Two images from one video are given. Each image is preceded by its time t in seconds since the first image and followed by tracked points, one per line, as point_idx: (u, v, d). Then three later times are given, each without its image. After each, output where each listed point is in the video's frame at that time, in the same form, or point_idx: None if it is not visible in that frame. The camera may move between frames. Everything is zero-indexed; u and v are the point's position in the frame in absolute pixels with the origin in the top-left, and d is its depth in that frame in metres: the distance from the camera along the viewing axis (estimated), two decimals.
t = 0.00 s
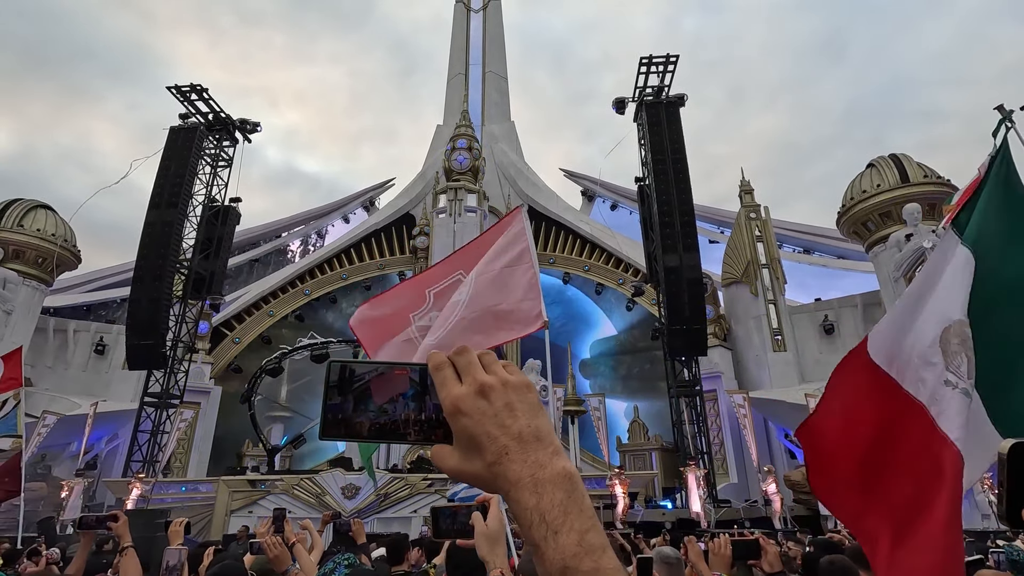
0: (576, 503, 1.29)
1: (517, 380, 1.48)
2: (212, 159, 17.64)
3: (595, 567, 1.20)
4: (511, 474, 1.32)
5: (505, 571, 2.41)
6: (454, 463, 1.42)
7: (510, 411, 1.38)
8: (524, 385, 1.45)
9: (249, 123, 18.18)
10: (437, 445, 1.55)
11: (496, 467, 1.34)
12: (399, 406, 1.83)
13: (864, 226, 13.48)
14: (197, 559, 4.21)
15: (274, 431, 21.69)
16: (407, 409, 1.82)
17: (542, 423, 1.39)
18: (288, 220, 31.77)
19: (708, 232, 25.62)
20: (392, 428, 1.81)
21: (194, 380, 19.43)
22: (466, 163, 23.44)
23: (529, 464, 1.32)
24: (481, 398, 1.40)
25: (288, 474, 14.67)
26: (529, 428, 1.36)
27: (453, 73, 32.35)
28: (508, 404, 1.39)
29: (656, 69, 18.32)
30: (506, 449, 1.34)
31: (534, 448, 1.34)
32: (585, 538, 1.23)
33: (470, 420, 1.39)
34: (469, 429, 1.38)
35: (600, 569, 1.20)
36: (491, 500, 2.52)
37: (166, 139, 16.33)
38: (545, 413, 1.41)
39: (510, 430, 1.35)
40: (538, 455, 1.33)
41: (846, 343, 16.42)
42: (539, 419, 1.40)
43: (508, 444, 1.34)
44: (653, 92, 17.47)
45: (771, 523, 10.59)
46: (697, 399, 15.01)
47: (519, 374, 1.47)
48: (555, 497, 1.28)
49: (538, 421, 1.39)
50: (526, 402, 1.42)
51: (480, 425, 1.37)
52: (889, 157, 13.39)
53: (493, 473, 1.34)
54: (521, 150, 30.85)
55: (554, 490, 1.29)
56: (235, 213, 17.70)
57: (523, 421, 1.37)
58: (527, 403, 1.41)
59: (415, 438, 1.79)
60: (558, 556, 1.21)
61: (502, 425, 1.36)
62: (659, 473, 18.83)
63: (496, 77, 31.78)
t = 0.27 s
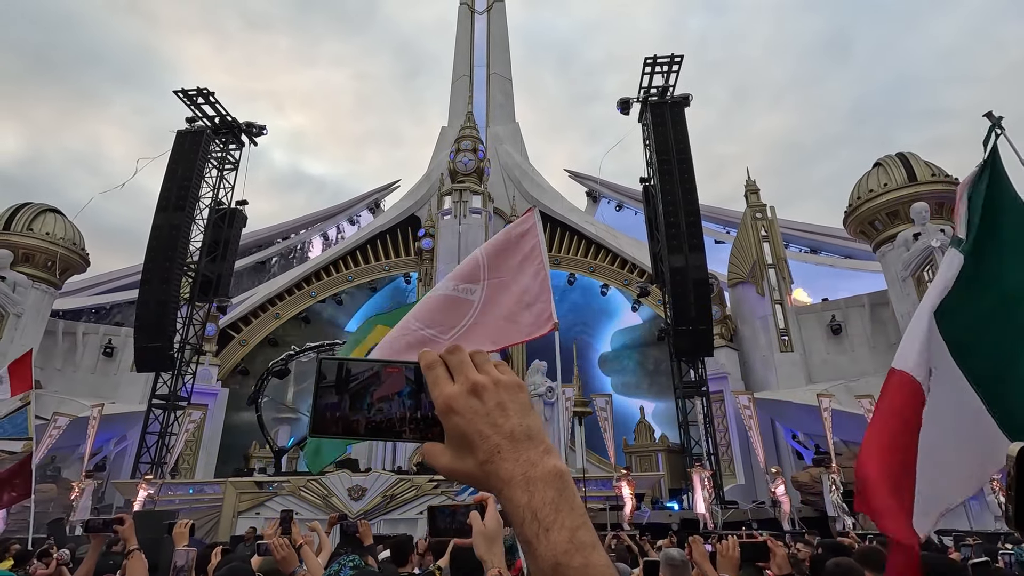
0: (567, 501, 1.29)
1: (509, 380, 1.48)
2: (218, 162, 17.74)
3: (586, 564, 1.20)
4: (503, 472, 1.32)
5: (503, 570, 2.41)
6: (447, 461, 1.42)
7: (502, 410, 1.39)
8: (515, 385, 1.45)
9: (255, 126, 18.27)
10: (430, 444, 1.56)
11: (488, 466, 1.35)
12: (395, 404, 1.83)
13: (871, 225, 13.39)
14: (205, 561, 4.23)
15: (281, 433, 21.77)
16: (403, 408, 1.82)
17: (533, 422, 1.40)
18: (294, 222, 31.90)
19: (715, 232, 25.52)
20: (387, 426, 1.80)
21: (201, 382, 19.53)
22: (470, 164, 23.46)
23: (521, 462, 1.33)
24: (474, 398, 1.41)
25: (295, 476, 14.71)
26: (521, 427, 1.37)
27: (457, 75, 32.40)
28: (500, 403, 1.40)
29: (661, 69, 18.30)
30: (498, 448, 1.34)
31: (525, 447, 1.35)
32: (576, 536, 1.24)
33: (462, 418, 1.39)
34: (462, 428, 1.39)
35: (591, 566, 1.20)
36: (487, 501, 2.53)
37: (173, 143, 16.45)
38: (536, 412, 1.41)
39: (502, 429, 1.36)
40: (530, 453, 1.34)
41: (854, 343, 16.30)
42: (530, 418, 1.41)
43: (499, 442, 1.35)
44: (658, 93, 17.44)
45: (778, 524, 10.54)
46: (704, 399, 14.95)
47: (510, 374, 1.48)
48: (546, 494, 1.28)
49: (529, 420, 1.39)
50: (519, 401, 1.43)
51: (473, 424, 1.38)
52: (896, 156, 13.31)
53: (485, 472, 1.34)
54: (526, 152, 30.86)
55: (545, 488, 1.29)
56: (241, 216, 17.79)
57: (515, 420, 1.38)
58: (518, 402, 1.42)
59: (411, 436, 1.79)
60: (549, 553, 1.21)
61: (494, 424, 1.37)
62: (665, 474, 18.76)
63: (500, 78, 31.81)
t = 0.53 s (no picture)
0: (558, 499, 1.31)
1: (499, 381, 1.49)
2: (227, 165, 17.87)
3: (577, 560, 1.23)
4: (495, 473, 1.34)
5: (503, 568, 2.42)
6: (437, 462, 1.43)
7: (492, 411, 1.40)
8: (505, 387, 1.46)
9: (263, 130, 18.40)
10: (420, 445, 1.55)
11: (479, 467, 1.36)
12: (392, 407, 1.85)
13: (880, 224, 13.28)
14: (217, 561, 4.27)
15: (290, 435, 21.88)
16: (398, 412, 1.83)
17: (524, 422, 1.41)
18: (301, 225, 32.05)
19: (722, 232, 25.42)
20: (384, 430, 1.83)
21: (210, 384, 19.65)
22: (477, 165, 23.49)
23: (512, 463, 1.34)
24: (465, 400, 1.42)
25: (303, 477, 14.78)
26: (511, 428, 1.39)
27: (463, 77, 32.46)
28: (490, 404, 1.41)
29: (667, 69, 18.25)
30: (489, 449, 1.36)
31: (517, 447, 1.36)
32: (567, 534, 1.26)
33: (454, 420, 1.40)
34: (453, 430, 1.40)
35: (582, 561, 1.23)
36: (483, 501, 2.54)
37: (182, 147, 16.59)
38: (526, 413, 1.43)
39: (493, 430, 1.37)
40: (521, 454, 1.36)
41: (864, 343, 16.19)
42: (520, 419, 1.42)
43: (491, 443, 1.36)
44: (665, 92, 17.39)
45: (789, 526, 10.47)
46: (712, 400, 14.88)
47: (501, 375, 1.49)
48: (537, 494, 1.30)
49: (519, 422, 1.41)
50: (509, 402, 1.44)
51: (464, 426, 1.39)
52: (906, 154, 13.20)
53: (477, 473, 1.36)
54: (532, 152, 30.86)
55: (536, 488, 1.31)
56: (250, 219, 17.91)
57: (506, 421, 1.39)
58: (508, 404, 1.43)
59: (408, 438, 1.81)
60: (541, 551, 1.24)
61: (485, 425, 1.38)
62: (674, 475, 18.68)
63: (506, 79, 31.83)
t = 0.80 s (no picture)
0: (560, 499, 1.31)
1: (500, 384, 1.49)
2: (235, 168, 17.99)
3: (579, 559, 1.23)
4: (496, 474, 1.34)
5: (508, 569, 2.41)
6: (439, 464, 1.43)
7: (494, 414, 1.40)
8: (506, 389, 1.46)
9: (271, 132, 18.51)
10: (422, 448, 1.55)
11: (481, 469, 1.36)
12: (398, 411, 1.85)
13: (891, 222, 13.16)
14: (228, 561, 4.29)
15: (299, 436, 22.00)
16: (404, 415, 1.84)
17: (525, 425, 1.42)
18: (309, 226, 32.20)
19: (730, 231, 25.29)
20: (389, 433, 1.81)
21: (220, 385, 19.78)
22: (483, 166, 23.50)
23: (514, 464, 1.34)
24: (467, 403, 1.41)
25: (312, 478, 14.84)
26: (513, 430, 1.39)
27: (469, 78, 32.50)
28: (492, 407, 1.41)
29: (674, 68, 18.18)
30: (491, 451, 1.36)
31: (518, 449, 1.37)
32: (568, 534, 1.26)
33: (456, 423, 1.40)
34: (455, 433, 1.40)
35: (584, 561, 1.23)
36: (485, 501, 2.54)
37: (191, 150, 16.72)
38: (527, 415, 1.43)
39: (495, 433, 1.38)
40: (522, 455, 1.36)
41: (874, 342, 16.05)
42: (521, 421, 1.42)
43: (493, 445, 1.36)
44: (671, 91, 17.33)
45: (800, 527, 10.39)
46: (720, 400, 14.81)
47: (501, 378, 1.49)
48: (539, 495, 1.30)
49: (520, 424, 1.41)
50: (510, 405, 1.44)
51: (466, 428, 1.39)
52: (916, 151, 13.08)
53: (478, 475, 1.35)
54: (538, 153, 30.85)
55: (538, 489, 1.31)
56: (258, 221, 18.02)
57: (507, 423, 1.39)
58: (510, 407, 1.44)
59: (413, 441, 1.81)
60: (543, 550, 1.24)
61: (487, 427, 1.38)
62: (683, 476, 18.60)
63: (512, 80, 31.84)
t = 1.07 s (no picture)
0: (558, 500, 1.31)
1: (498, 387, 1.48)
2: (244, 170, 18.10)
3: (579, 560, 1.23)
4: (496, 476, 1.34)
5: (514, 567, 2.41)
6: (439, 466, 1.43)
7: (493, 416, 1.40)
8: (504, 391, 1.46)
9: (279, 134, 18.61)
10: (421, 450, 1.54)
11: (480, 471, 1.36)
12: (400, 413, 1.85)
13: (902, 219, 13.02)
14: (240, 560, 4.33)
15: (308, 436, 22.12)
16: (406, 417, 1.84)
17: (523, 427, 1.41)
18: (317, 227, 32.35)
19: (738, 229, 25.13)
20: (390, 435, 1.81)
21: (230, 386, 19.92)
22: (490, 166, 23.51)
23: (512, 466, 1.34)
24: (465, 406, 1.41)
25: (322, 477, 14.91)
26: (512, 432, 1.39)
27: (476, 78, 32.51)
28: (491, 410, 1.40)
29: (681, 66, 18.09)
30: (491, 453, 1.35)
31: (517, 450, 1.36)
32: (568, 534, 1.26)
33: (455, 426, 1.39)
34: (454, 435, 1.39)
35: (583, 561, 1.23)
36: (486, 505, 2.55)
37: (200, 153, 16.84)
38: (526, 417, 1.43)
39: (493, 434, 1.37)
40: (521, 457, 1.35)
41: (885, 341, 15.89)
42: (519, 423, 1.42)
43: (492, 448, 1.36)
44: (679, 89, 17.24)
45: (811, 527, 10.31)
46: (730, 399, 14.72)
47: (499, 381, 1.48)
48: (538, 496, 1.30)
49: (519, 426, 1.41)
50: (509, 407, 1.44)
51: (465, 430, 1.38)
52: (927, 147, 12.93)
53: (478, 476, 1.35)
54: (545, 152, 30.81)
55: (536, 489, 1.31)
56: (267, 222, 18.13)
57: (506, 426, 1.39)
58: (508, 409, 1.43)
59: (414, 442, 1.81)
60: (543, 550, 1.24)
61: (486, 430, 1.38)
62: (692, 476, 18.51)
63: (518, 79, 31.82)
